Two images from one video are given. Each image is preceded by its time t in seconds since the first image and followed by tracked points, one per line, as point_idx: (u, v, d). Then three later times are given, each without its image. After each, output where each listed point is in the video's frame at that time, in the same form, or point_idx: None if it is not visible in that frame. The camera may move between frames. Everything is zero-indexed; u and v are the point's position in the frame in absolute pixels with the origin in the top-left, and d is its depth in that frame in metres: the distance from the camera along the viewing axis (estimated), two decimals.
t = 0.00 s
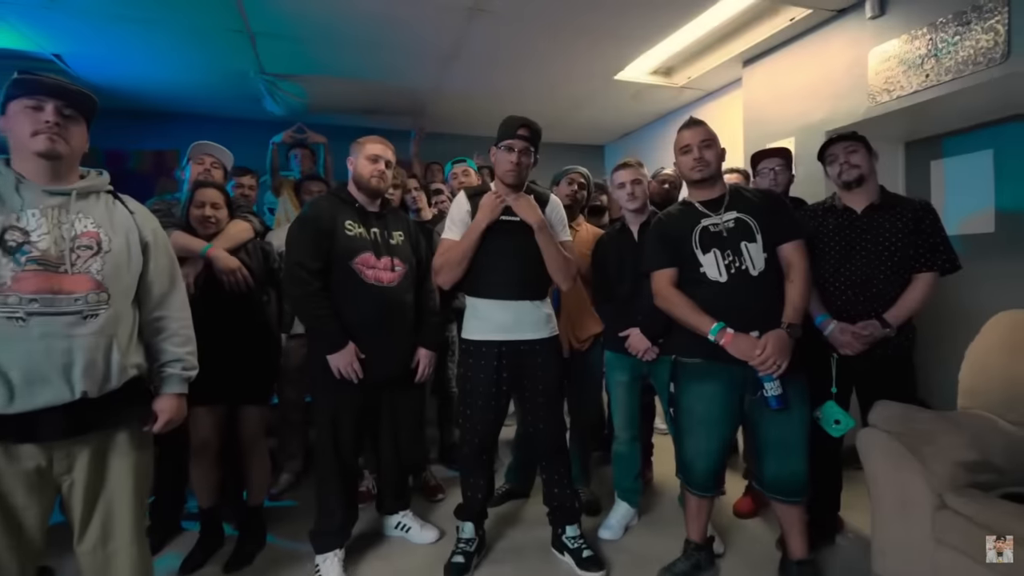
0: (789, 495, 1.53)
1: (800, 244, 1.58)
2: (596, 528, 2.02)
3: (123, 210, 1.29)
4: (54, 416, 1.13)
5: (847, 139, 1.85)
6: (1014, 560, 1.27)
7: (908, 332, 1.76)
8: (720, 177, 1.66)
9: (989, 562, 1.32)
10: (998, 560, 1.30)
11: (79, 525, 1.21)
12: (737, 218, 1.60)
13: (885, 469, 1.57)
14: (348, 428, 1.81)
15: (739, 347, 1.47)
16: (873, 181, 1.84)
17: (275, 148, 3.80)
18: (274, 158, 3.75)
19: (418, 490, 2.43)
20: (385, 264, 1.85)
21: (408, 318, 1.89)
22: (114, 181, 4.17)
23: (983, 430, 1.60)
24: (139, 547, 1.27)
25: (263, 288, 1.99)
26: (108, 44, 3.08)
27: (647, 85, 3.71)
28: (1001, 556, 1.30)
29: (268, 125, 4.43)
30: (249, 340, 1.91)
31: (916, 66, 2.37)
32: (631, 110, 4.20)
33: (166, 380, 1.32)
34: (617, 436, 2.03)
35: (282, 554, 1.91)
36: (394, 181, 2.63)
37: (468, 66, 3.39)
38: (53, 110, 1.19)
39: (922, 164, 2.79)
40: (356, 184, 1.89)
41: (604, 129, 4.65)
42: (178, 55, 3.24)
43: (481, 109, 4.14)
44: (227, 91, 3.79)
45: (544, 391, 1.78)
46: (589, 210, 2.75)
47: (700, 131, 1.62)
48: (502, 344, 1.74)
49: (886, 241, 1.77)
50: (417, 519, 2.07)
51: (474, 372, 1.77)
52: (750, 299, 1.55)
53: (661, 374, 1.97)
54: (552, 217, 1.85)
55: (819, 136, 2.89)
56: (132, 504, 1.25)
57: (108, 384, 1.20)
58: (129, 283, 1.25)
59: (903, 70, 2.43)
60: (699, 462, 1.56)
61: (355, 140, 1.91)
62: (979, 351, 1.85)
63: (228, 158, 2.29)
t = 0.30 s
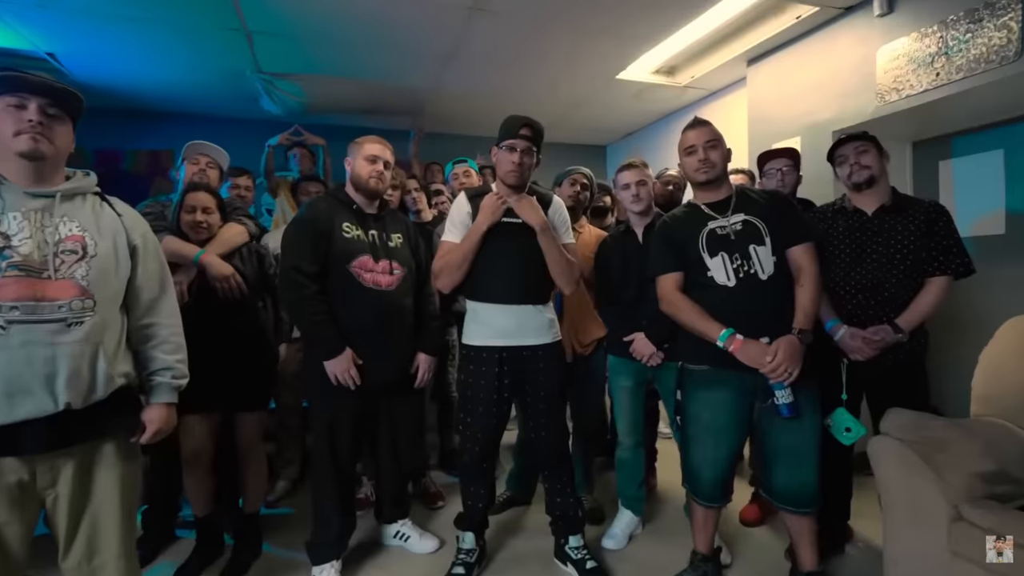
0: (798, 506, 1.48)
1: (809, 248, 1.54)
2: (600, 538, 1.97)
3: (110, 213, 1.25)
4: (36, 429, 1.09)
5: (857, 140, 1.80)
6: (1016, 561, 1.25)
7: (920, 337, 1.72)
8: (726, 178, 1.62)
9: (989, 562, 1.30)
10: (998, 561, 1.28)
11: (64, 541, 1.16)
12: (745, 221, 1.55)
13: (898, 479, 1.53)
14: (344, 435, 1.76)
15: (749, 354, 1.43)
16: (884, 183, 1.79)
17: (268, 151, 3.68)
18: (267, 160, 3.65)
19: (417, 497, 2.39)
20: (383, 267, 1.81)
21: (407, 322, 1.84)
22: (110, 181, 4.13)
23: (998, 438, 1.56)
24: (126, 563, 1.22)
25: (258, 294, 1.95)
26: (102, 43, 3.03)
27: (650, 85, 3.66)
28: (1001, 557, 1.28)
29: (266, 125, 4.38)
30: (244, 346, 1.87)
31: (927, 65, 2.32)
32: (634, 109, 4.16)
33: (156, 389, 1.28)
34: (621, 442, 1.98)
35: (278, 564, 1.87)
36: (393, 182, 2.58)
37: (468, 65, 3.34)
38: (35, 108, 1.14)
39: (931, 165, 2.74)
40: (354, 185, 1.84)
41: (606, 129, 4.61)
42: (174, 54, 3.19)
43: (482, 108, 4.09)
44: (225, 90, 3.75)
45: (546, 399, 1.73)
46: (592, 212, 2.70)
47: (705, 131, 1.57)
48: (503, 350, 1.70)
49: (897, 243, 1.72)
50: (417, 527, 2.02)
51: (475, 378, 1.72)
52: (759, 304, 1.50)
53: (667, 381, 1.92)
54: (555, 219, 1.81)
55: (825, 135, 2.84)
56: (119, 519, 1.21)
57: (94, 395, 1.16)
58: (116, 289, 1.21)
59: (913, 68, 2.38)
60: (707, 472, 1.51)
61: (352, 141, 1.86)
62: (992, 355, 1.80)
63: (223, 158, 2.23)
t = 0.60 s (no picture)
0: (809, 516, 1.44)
1: (819, 250, 1.49)
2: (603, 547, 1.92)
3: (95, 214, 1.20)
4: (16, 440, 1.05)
5: (867, 139, 1.76)
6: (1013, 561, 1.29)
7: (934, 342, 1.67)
8: (733, 179, 1.57)
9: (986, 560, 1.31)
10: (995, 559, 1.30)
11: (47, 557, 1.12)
12: (754, 223, 1.50)
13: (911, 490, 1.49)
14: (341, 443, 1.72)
15: (759, 361, 1.38)
16: (894, 184, 1.75)
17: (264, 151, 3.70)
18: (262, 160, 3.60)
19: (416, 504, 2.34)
20: (380, 270, 1.75)
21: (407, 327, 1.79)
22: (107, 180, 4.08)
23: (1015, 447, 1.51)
24: None
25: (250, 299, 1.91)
26: (96, 40, 2.98)
27: (652, 83, 3.61)
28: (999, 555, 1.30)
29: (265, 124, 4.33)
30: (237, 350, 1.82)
31: (937, 62, 2.27)
32: (637, 108, 4.11)
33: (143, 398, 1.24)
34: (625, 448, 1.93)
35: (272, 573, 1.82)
36: (392, 182, 2.54)
37: (469, 63, 3.29)
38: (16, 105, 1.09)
39: (938, 165, 2.70)
40: (351, 186, 1.80)
41: (609, 128, 4.56)
42: (169, 53, 3.14)
43: (483, 107, 4.04)
44: (222, 89, 3.70)
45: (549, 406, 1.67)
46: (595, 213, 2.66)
47: (710, 131, 1.53)
48: (504, 355, 1.63)
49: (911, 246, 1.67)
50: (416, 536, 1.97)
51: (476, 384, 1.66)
52: (769, 309, 1.45)
53: (671, 384, 1.82)
54: (557, 220, 1.76)
55: (832, 135, 2.79)
56: (105, 533, 1.17)
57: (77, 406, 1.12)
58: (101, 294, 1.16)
59: (923, 66, 2.33)
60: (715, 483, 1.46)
61: (349, 140, 1.82)
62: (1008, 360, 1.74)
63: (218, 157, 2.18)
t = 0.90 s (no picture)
0: (823, 531, 1.37)
1: (834, 254, 1.43)
2: (607, 559, 1.86)
3: (76, 216, 1.14)
4: None
5: (881, 138, 1.70)
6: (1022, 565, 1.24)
7: (951, 349, 1.61)
8: (742, 179, 1.50)
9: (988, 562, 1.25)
10: (998, 560, 1.24)
11: None
12: (765, 225, 1.44)
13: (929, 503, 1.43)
14: (336, 452, 1.66)
15: (772, 370, 1.33)
16: (910, 185, 1.68)
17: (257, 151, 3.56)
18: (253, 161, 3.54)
19: (415, 512, 2.29)
20: (378, 274, 1.70)
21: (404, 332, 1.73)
22: (101, 181, 4.02)
23: None
24: None
25: (240, 303, 1.84)
26: (89, 37, 2.92)
27: (656, 82, 3.55)
28: (1001, 556, 1.24)
29: (262, 123, 4.28)
30: (228, 356, 1.77)
31: (951, 59, 2.21)
32: (639, 107, 4.05)
33: (127, 409, 1.18)
34: (630, 457, 1.88)
35: None
36: (390, 182, 2.49)
37: (469, 61, 3.23)
38: None
39: (949, 165, 2.65)
40: (347, 186, 1.74)
41: (611, 127, 4.50)
42: (163, 50, 3.08)
43: (484, 106, 3.98)
44: (218, 87, 3.64)
45: (550, 414, 1.62)
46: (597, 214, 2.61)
47: (719, 131, 1.47)
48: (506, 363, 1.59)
49: (927, 249, 1.62)
50: (414, 547, 1.91)
51: (476, 392, 1.61)
52: (781, 315, 1.39)
53: (679, 393, 1.82)
54: (561, 222, 1.70)
55: (840, 135, 2.74)
56: (85, 554, 1.11)
57: (56, 419, 1.07)
58: (81, 301, 1.10)
59: (935, 64, 2.27)
60: (727, 496, 1.41)
61: (345, 139, 1.76)
62: None
63: (210, 157, 2.12)
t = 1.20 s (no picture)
0: (834, 544, 1.33)
1: (845, 257, 1.38)
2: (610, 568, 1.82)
3: (60, 218, 1.10)
4: None
5: (892, 138, 1.65)
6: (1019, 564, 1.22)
7: (964, 354, 1.56)
8: (750, 180, 1.46)
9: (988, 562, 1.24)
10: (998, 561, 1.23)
11: None
12: (773, 227, 1.39)
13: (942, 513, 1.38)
14: (332, 460, 1.61)
15: (782, 377, 1.28)
16: (922, 187, 1.64)
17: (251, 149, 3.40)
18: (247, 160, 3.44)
19: (413, 518, 2.25)
20: (375, 277, 1.65)
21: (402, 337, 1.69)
22: (98, 181, 4.00)
23: None
24: None
25: (232, 305, 1.81)
26: (82, 35, 2.88)
27: (658, 81, 3.51)
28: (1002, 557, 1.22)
29: (262, 123, 4.25)
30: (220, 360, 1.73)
31: (961, 58, 2.17)
32: (642, 107, 4.01)
33: (114, 418, 1.14)
34: (633, 464, 1.83)
35: None
36: (388, 183, 2.44)
37: (469, 60, 3.18)
38: None
39: (957, 165, 2.61)
40: (343, 186, 1.70)
41: (613, 127, 4.46)
42: (157, 48, 3.04)
43: (484, 106, 3.94)
44: (216, 87, 3.60)
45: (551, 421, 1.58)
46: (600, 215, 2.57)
47: (725, 130, 1.42)
48: (506, 367, 1.55)
49: (939, 252, 1.57)
50: (412, 556, 1.87)
51: (475, 397, 1.57)
52: (790, 321, 1.34)
53: (684, 398, 1.77)
54: (564, 223, 1.66)
55: (846, 135, 2.70)
56: (69, 569, 1.06)
57: (38, 430, 1.02)
58: (65, 306, 1.06)
59: (944, 62, 2.22)
60: (734, 506, 1.36)
61: (343, 138, 1.72)
62: None
63: (202, 158, 2.07)
